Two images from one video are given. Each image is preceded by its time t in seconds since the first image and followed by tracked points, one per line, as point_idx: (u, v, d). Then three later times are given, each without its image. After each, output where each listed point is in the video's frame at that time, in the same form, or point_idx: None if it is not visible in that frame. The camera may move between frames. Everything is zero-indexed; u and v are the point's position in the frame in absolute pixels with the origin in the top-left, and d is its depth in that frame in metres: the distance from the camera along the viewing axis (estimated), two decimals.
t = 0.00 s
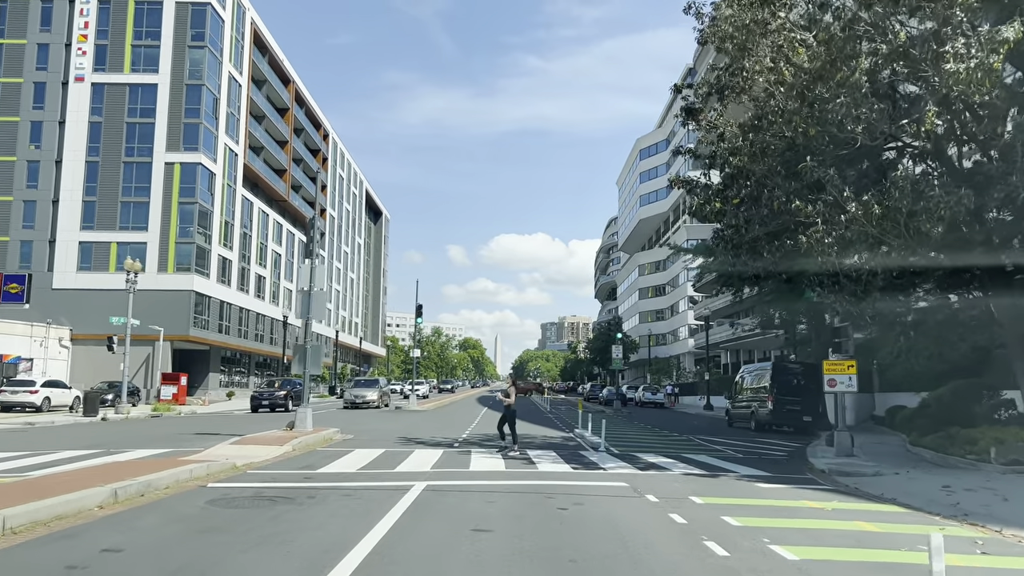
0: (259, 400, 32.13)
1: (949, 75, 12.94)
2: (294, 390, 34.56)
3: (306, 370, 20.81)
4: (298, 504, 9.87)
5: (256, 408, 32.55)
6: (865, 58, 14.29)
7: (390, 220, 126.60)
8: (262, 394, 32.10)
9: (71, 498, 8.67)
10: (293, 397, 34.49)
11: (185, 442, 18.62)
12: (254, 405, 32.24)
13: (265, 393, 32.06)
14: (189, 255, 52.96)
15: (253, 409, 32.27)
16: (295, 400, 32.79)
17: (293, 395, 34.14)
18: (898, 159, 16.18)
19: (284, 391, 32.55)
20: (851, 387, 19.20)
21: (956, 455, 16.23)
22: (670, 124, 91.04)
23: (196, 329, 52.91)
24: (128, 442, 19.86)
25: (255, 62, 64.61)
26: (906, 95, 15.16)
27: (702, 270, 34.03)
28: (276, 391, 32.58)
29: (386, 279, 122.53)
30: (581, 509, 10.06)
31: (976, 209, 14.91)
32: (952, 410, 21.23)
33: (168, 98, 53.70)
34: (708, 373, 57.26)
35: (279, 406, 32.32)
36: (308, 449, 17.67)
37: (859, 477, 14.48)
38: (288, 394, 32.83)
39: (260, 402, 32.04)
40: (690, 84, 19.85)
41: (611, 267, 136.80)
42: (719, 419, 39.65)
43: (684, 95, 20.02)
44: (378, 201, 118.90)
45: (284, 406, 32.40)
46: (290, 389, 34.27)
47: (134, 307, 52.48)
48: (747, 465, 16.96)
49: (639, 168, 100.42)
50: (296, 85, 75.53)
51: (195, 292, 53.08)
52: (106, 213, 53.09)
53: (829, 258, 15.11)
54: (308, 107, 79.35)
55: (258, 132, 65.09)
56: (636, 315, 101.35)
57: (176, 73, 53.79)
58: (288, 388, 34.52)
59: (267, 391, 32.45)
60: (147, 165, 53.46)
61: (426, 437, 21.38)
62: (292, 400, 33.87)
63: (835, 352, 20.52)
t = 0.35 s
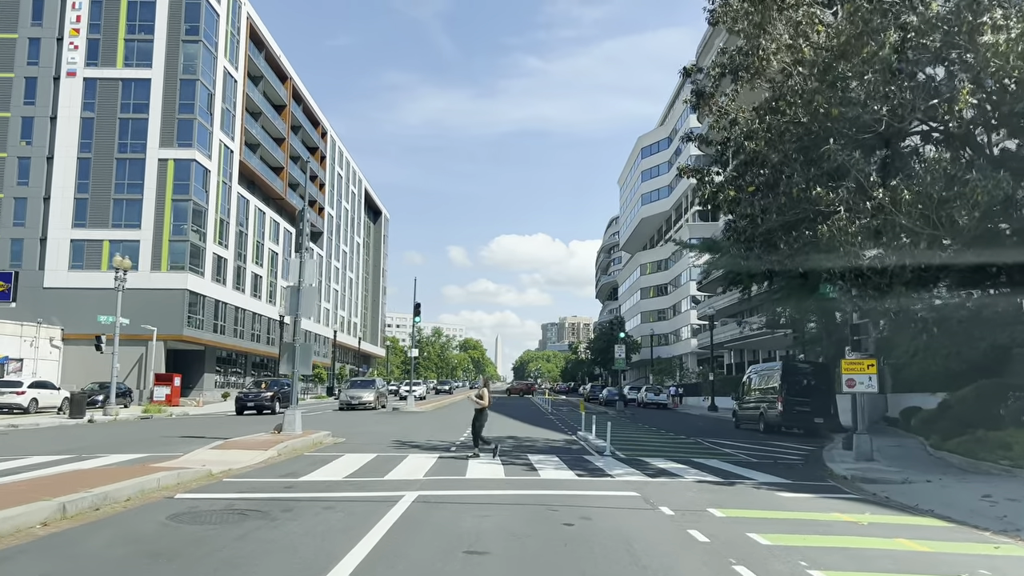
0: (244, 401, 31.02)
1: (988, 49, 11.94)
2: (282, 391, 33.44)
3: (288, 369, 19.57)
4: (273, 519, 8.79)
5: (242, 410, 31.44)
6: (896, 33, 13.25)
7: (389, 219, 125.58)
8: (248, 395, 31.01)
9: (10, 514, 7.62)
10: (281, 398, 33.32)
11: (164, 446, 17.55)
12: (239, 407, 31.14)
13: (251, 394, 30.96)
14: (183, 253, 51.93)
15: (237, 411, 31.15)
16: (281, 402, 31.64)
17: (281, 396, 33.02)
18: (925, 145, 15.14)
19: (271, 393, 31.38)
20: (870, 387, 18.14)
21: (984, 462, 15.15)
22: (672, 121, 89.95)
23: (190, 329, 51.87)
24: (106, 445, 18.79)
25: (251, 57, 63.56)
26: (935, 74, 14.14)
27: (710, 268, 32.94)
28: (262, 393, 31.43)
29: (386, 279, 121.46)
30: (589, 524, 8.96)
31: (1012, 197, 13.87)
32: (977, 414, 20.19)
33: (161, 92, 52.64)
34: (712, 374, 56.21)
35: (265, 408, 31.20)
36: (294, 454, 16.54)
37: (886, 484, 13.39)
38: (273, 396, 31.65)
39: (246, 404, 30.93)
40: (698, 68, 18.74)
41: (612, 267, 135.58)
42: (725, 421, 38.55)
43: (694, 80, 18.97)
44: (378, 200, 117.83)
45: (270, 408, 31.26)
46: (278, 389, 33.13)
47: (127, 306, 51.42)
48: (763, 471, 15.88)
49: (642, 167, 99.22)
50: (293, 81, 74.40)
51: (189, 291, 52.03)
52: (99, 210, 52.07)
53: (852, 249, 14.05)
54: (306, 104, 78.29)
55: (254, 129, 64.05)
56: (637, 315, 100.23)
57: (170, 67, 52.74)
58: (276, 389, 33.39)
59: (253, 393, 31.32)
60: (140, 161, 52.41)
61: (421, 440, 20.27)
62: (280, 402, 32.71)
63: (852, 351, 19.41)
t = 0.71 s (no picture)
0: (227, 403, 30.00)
1: None
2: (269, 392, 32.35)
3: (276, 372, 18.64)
4: (244, 536, 7.85)
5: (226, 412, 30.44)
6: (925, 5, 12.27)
7: (389, 219, 124.67)
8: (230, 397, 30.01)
9: None
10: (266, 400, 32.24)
11: (145, 450, 16.61)
12: (222, 410, 30.10)
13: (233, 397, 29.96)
14: (178, 252, 51.02)
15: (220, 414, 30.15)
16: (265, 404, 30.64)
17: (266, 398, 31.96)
18: (949, 132, 14.24)
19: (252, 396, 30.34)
20: (890, 388, 17.20)
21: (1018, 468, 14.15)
22: (675, 119, 89.00)
23: (185, 329, 50.99)
24: (84, 450, 17.83)
25: (247, 53, 62.64)
26: (964, 52, 13.17)
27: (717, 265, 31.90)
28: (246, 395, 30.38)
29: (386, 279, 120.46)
30: (598, 542, 8.02)
31: None
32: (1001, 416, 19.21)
33: (155, 88, 51.75)
34: (716, 373, 55.34)
35: (250, 409, 30.20)
36: (280, 459, 15.56)
37: (914, 492, 12.44)
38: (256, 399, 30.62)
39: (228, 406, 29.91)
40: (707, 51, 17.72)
41: (614, 267, 134.48)
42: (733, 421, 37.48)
43: (703, 65, 17.96)
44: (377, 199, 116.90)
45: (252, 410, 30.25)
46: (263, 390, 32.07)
47: (121, 306, 50.52)
48: (779, 477, 14.92)
49: (644, 165, 98.27)
50: (291, 78, 73.47)
51: (184, 290, 51.12)
52: (92, 208, 51.17)
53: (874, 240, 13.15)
54: (304, 101, 77.33)
55: (251, 126, 63.14)
56: (639, 315, 99.35)
57: (164, 63, 51.87)
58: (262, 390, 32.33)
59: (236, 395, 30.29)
60: (134, 158, 51.53)
61: (416, 443, 19.35)
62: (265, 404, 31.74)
63: (869, 349, 18.42)
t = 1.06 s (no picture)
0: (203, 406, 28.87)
1: None
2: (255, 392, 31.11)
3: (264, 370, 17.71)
4: (210, 556, 6.99)
5: (205, 415, 29.36)
6: None
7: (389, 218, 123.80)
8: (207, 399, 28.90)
9: None
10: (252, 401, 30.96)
11: (126, 454, 15.75)
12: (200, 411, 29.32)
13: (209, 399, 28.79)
14: (173, 251, 50.17)
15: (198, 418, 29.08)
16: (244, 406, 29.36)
17: (248, 400, 30.72)
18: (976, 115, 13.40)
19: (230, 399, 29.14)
20: (909, 388, 16.32)
21: None
22: (677, 117, 88.33)
23: (181, 329, 50.17)
24: (62, 453, 16.99)
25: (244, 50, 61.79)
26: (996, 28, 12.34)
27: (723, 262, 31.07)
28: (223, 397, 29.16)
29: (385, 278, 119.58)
30: (609, 561, 7.17)
31: None
32: None
33: (150, 84, 50.92)
34: (720, 374, 54.50)
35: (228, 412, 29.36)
36: (267, 464, 14.71)
37: (944, 501, 11.59)
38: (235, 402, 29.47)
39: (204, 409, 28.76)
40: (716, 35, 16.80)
41: (615, 266, 133.58)
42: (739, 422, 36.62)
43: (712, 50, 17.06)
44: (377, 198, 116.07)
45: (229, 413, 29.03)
46: (246, 392, 30.84)
47: (115, 305, 49.69)
48: (796, 483, 14.05)
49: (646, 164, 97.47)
50: (289, 75, 72.62)
51: (178, 290, 50.26)
52: (86, 206, 50.37)
53: (901, 229, 12.40)
54: (303, 99, 76.56)
55: (248, 124, 62.32)
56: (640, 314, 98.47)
57: (159, 59, 51.04)
58: (246, 391, 31.13)
59: (213, 397, 29.10)
60: (128, 155, 50.70)
61: (412, 447, 18.50)
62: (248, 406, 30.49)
63: (886, 346, 17.57)
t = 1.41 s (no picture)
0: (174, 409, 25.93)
1: None
2: (233, 392, 28.30)
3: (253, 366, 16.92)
4: None
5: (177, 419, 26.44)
6: None
7: (389, 217, 122.90)
8: (178, 402, 25.96)
9: None
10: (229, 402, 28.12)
11: (105, 458, 14.92)
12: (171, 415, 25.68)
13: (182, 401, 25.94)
14: (167, 249, 49.31)
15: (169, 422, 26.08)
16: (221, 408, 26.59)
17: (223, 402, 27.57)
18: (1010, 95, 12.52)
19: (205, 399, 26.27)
20: (931, 388, 15.47)
21: None
22: (678, 115, 87.54)
23: (176, 328, 49.32)
24: (38, 457, 16.13)
25: (240, 45, 60.95)
26: None
27: (730, 259, 30.22)
28: (197, 398, 26.28)
29: (385, 278, 118.68)
30: None
31: None
32: None
33: (144, 80, 50.10)
34: (724, 373, 53.76)
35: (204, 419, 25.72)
36: (252, 469, 13.84)
37: (980, 510, 10.75)
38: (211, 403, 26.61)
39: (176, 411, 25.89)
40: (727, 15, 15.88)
41: (616, 266, 132.60)
42: (746, 423, 35.76)
43: (722, 32, 16.13)
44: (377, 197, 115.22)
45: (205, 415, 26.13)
46: (222, 392, 28.02)
47: (109, 304, 48.87)
48: (814, 488, 13.17)
49: (647, 162, 96.81)
50: (286, 71, 71.66)
51: (174, 289, 49.44)
52: (79, 203, 49.58)
53: (930, 216, 11.67)
54: (302, 97, 75.73)
55: (245, 121, 61.50)
56: (642, 314, 97.60)
57: (154, 54, 50.22)
58: (220, 392, 28.35)
59: (186, 398, 26.21)
60: (123, 152, 49.89)
61: (408, 450, 17.62)
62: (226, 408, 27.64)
63: (905, 344, 16.77)
